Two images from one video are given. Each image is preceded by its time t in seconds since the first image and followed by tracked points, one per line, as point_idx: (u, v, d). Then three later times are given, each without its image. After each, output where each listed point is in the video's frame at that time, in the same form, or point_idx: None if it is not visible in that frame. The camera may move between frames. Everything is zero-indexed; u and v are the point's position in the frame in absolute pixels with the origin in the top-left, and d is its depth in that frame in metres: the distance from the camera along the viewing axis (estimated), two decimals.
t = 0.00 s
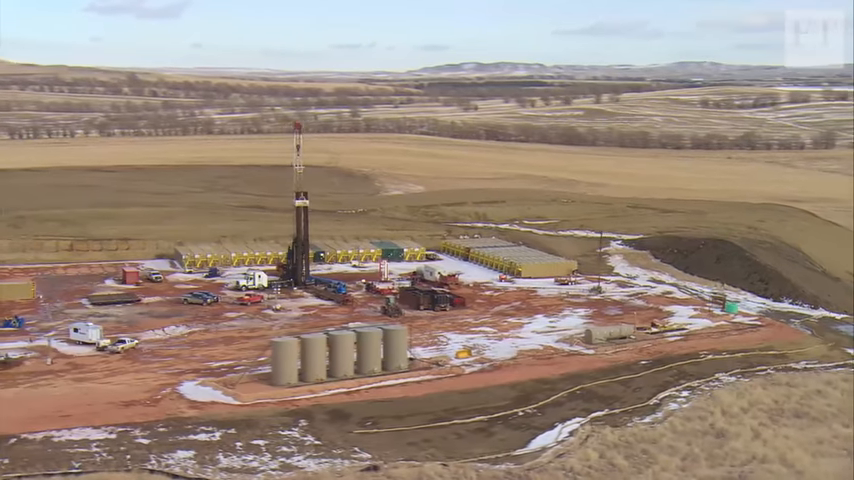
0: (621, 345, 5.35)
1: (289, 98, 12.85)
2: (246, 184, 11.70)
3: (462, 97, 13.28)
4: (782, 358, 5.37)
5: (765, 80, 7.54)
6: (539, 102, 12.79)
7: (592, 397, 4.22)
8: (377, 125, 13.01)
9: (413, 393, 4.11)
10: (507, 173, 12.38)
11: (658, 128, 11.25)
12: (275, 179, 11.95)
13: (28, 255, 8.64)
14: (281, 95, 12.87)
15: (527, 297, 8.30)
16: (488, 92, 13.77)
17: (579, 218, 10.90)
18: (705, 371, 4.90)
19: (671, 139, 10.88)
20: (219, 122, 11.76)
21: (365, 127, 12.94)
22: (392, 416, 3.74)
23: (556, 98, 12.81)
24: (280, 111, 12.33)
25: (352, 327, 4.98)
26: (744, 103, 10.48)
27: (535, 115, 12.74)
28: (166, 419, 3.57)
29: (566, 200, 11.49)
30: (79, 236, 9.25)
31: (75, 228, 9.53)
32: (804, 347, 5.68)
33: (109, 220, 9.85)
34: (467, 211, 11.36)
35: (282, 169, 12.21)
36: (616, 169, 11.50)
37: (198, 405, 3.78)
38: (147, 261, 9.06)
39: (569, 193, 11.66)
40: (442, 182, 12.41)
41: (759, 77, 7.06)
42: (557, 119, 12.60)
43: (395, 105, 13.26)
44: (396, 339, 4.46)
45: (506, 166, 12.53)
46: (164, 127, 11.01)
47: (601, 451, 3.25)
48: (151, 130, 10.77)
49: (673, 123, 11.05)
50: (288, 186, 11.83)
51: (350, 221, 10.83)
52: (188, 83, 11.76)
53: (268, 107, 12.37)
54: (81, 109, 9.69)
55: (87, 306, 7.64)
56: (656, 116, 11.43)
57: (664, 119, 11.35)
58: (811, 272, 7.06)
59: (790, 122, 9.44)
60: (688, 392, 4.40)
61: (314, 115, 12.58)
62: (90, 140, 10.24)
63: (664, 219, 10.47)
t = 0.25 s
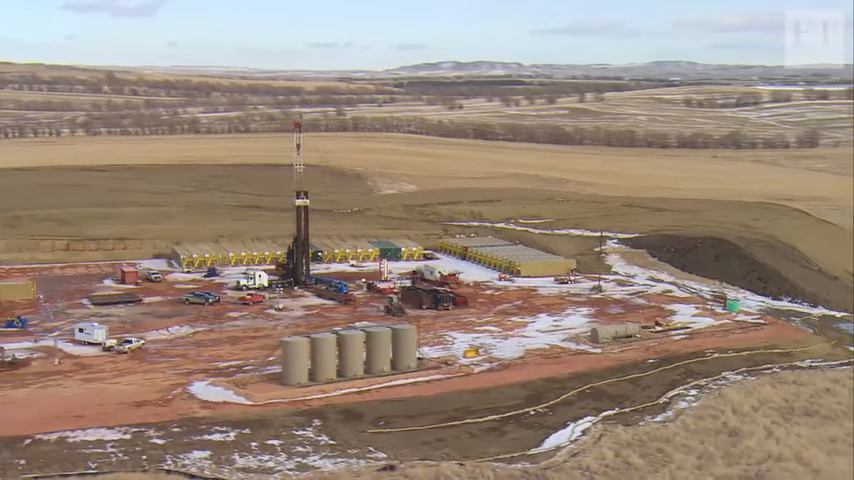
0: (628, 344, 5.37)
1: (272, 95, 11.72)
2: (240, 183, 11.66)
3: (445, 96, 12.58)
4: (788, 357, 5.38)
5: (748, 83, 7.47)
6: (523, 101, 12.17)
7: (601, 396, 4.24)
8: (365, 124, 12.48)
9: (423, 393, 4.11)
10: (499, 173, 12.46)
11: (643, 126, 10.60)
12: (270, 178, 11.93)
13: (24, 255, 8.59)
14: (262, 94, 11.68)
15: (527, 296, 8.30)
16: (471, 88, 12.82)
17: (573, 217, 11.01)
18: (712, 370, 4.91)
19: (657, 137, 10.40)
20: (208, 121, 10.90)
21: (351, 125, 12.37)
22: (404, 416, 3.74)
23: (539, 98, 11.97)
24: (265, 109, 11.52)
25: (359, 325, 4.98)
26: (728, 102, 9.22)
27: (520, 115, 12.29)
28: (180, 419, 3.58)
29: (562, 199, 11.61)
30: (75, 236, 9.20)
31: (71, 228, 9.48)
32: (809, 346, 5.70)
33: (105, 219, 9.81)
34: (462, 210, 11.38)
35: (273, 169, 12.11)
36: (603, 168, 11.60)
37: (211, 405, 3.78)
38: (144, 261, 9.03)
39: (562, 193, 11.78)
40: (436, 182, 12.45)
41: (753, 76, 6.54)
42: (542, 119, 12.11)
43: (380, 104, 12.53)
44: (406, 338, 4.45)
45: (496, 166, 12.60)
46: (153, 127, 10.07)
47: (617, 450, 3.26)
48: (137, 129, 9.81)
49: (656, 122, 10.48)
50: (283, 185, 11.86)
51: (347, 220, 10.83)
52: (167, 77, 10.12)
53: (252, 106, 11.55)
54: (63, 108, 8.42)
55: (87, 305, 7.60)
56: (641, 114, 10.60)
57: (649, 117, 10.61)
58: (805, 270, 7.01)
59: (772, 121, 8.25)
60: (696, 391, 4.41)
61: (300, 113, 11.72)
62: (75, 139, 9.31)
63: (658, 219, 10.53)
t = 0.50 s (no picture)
0: (631, 343, 5.38)
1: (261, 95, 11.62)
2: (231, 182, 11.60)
3: (426, 94, 11.25)
4: (790, 355, 5.41)
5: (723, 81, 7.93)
6: (505, 100, 11.03)
7: (608, 395, 4.25)
8: (350, 123, 11.43)
9: (431, 393, 4.11)
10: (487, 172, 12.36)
11: (626, 125, 10.64)
12: (262, 177, 11.88)
13: (18, 255, 8.54)
14: (241, 92, 10.53)
15: (525, 295, 8.30)
16: (451, 85, 11.31)
17: (565, 216, 11.01)
18: (716, 368, 4.93)
19: (641, 136, 10.56)
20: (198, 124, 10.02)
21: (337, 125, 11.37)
22: (414, 415, 3.75)
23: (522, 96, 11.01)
24: (247, 108, 10.46)
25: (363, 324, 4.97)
26: (707, 101, 10.04)
27: (502, 115, 11.27)
28: (191, 419, 3.58)
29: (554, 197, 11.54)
30: (67, 236, 9.15)
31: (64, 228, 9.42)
32: (810, 344, 5.72)
33: (98, 219, 9.76)
34: (455, 209, 11.38)
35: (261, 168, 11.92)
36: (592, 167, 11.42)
37: (221, 405, 3.78)
38: (139, 261, 8.99)
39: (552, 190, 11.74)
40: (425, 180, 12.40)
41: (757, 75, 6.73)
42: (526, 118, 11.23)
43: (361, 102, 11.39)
44: (413, 338, 4.45)
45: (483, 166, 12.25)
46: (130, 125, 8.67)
47: (629, 449, 3.28)
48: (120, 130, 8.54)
49: (638, 122, 10.63)
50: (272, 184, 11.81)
51: (340, 220, 10.83)
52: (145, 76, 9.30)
53: (231, 105, 10.35)
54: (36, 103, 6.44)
55: (86, 306, 7.56)
56: (622, 113, 10.68)
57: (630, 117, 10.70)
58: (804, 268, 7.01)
59: (754, 121, 9.45)
60: (702, 389, 4.43)
61: (281, 113, 10.80)
62: (58, 141, 7.82)
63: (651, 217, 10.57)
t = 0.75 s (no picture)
0: (634, 342, 5.41)
1: (230, 93, 11.74)
2: (223, 183, 11.57)
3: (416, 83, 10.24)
4: (792, 353, 5.44)
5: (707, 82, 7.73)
6: (486, 99, 11.11)
7: (615, 393, 4.27)
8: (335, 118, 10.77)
9: (439, 392, 4.12)
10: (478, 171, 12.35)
11: (609, 125, 9.94)
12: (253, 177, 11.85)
13: (11, 255, 8.51)
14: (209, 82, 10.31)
15: (523, 294, 8.31)
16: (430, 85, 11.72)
17: (557, 216, 11.04)
18: (719, 366, 4.96)
19: (623, 136, 9.76)
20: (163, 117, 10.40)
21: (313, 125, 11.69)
22: (423, 414, 3.76)
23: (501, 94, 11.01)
24: (224, 109, 11.38)
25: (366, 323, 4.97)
26: (687, 101, 8.93)
27: (484, 114, 11.28)
28: (201, 419, 3.58)
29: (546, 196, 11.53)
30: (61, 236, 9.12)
31: (57, 228, 9.39)
32: (811, 342, 5.76)
33: (91, 219, 9.72)
34: (447, 208, 11.41)
35: (248, 167, 11.82)
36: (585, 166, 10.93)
37: (231, 405, 3.78)
38: (133, 260, 8.97)
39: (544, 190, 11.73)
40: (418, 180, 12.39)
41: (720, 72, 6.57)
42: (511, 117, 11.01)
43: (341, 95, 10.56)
44: (420, 338, 4.45)
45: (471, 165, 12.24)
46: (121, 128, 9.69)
47: (640, 448, 3.30)
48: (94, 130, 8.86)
49: (621, 121, 9.76)
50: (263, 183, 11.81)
51: (334, 219, 10.84)
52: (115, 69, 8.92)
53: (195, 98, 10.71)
54: None
55: (83, 305, 7.54)
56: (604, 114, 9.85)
57: (613, 115, 9.86)
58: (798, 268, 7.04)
59: (733, 119, 8.36)
60: (707, 388, 4.45)
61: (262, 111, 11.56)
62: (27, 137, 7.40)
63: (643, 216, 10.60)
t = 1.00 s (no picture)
0: (636, 341, 5.42)
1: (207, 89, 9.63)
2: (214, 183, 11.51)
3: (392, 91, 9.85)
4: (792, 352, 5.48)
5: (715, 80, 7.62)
6: (468, 99, 9.56)
7: (620, 392, 4.29)
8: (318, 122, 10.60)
9: (446, 392, 4.13)
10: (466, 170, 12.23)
11: (592, 125, 8.62)
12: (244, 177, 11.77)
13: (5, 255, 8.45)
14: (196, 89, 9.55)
15: (519, 294, 8.32)
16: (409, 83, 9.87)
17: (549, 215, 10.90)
18: (722, 365, 4.99)
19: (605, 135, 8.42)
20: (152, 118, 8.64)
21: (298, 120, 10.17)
22: (432, 414, 3.77)
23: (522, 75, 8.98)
24: (207, 105, 9.39)
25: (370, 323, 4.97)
26: (667, 99, 8.49)
27: (466, 111, 9.34)
28: (212, 419, 3.58)
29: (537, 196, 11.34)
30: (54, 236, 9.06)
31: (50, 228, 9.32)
32: (811, 341, 5.79)
33: (83, 219, 9.66)
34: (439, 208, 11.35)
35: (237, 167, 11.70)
36: (566, 164, 9.23)
37: (240, 406, 3.78)
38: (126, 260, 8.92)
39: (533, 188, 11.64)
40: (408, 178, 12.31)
41: (727, 73, 6.10)
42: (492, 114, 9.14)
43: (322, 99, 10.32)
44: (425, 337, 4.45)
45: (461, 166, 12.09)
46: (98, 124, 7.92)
47: (652, 447, 3.32)
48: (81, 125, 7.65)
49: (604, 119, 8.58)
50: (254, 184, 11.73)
51: (327, 220, 10.81)
52: (97, 74, 8.31)
53: (191, 101, 9.32)
54: None
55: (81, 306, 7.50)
56: (585, 112, 8.71)
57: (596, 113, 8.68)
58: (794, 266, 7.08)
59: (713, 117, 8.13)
60: (712, 386, 4.48)
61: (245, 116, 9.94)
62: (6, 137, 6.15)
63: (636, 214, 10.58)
